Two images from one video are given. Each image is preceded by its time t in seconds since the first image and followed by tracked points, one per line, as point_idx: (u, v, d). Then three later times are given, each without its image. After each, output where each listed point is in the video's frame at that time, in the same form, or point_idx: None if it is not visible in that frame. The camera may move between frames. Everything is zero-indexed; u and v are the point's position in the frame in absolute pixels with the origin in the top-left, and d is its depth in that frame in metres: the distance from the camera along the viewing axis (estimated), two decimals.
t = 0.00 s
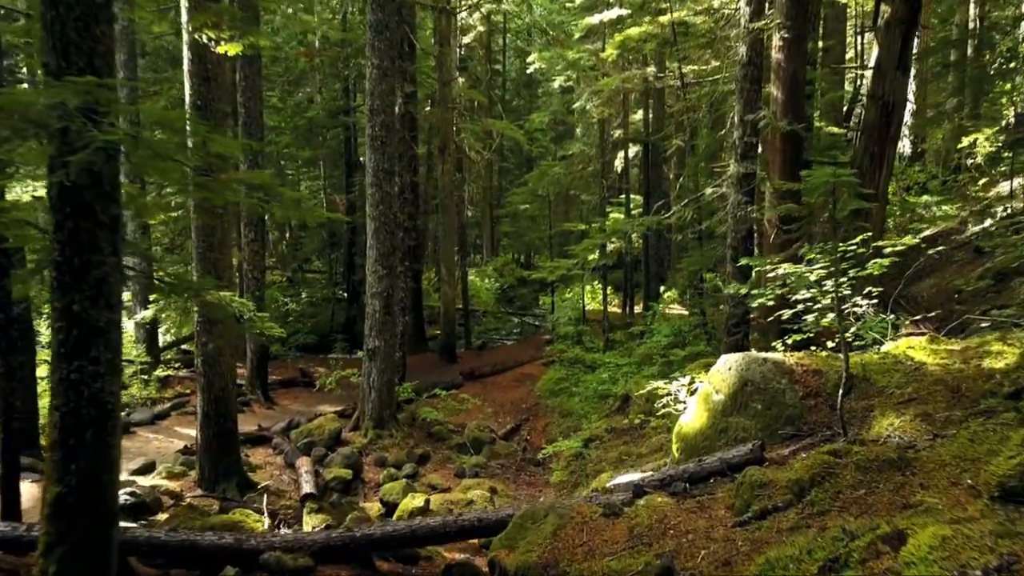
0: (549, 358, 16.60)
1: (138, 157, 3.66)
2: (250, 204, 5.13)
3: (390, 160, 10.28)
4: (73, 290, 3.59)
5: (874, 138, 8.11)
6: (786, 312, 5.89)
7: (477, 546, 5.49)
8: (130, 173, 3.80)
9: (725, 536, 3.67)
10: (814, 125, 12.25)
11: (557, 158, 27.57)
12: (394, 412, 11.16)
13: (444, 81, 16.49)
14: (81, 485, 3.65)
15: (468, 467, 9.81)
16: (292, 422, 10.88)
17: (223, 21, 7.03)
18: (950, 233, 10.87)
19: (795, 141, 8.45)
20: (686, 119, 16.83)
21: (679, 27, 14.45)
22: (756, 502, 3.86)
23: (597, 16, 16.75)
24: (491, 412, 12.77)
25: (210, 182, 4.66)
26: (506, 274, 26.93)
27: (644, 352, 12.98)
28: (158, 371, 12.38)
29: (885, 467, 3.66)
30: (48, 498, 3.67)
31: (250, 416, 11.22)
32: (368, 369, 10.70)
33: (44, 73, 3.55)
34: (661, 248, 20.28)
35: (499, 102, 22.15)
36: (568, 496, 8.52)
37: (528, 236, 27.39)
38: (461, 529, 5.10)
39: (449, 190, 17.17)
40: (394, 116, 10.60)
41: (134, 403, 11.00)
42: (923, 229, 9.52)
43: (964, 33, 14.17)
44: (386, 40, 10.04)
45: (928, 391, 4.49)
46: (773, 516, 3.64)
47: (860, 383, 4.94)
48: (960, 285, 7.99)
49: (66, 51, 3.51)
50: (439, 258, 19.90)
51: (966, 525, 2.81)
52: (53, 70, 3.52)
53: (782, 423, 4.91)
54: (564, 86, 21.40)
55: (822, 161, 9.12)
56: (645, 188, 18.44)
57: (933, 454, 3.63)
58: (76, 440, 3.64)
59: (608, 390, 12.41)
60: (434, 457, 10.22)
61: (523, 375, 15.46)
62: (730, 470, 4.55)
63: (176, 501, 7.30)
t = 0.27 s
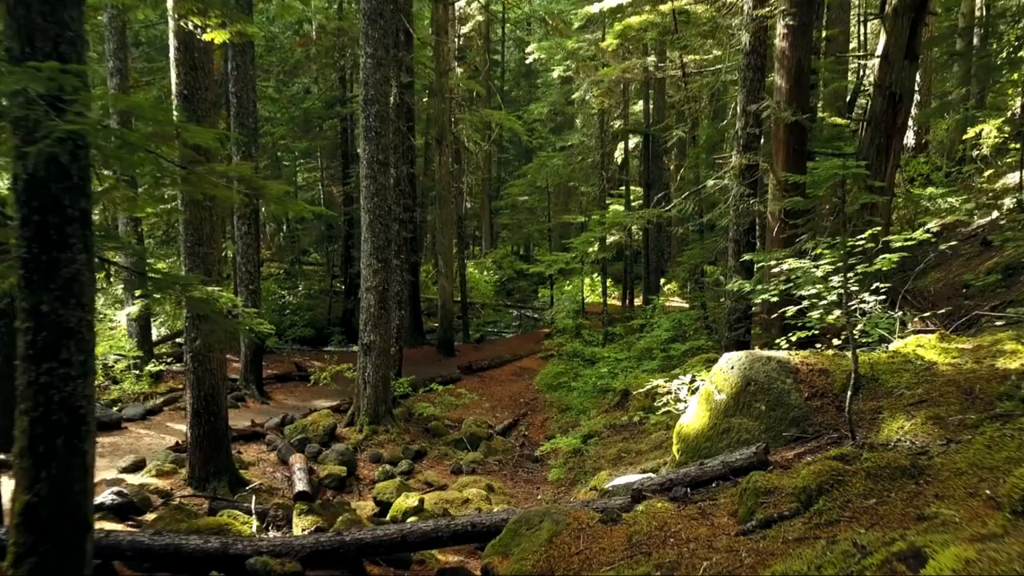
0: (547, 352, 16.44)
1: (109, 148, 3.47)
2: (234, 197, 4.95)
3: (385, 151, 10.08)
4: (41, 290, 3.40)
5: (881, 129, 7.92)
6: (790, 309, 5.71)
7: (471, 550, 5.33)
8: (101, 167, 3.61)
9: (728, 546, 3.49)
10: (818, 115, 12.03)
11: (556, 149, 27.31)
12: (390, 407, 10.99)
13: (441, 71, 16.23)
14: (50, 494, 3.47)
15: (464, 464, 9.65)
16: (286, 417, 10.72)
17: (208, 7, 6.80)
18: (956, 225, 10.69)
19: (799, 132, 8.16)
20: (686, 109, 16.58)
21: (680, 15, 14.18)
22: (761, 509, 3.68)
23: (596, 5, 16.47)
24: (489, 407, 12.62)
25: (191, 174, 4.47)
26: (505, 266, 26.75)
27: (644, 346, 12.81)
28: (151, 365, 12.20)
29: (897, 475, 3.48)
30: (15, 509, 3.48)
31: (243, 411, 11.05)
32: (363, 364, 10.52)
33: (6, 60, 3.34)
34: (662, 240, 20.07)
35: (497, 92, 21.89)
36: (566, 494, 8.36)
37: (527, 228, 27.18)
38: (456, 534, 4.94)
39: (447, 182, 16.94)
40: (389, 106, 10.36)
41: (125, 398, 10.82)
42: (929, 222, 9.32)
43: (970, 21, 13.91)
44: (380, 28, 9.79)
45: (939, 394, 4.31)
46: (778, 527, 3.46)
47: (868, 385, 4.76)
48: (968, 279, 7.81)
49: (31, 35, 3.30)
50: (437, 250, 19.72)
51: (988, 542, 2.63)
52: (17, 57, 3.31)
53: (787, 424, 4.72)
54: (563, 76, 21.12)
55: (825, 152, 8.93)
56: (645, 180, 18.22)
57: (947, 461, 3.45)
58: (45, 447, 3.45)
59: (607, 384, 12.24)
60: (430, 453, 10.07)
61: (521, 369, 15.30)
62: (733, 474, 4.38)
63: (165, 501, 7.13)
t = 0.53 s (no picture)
0: (547, 347, 16.30)
1: (82, 140, 3.30)
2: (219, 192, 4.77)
3: (380, 144, 9.89)
4: (11, 287, 3.22)
5: (886, 121, 7.75)
6: (794, 307, 5.55)
7: (464, 556, 5.17)
8: (74, 161, 3.43)
9: (731, 557, 3.32)
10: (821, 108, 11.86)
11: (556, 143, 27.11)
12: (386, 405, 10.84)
13: (439, 63, 16.02)
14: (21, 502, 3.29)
15: (461, 462, 9.50)
16: (281, 414, 10.58)
17: None
18: (961, 220, 10.52)
19: (803, 124, 7.98)
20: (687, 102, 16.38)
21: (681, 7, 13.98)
22: (766, 519, 3.52)
23: None
24: (487, 403, 12.48)
25: (173, 168, 4.28)
26: (505, 260, 26.59)
27: (643, 342, 12.65)
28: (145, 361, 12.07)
29: (909, 485, 3.32)
30: None
31: (238, 408, 10.91)
32: (358, 361, 10.36)
33: None
34: (662, 234, 19.90)
35: (496, 85, 21.65)
36: (564, 494, 8.21)
37: (527, 222, 27.00)
38: (448, 541, 4.78)
39: (445, 175, 16.76)
40: (385, 98, 10.17)
41: (118, 395, 10.69)
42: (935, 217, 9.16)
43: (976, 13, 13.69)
44: (376, 19, 9.59)
45: (950, 397, 4.15)
46: (784, 538, 3.30)
47: (876, 386, 4.60)
48: (975, 276, 7.65)
49: None
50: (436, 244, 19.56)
51: (1011, 561, 2.47)
52: None
53: (792, 428, 4.56)
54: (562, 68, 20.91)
55: (829, 145, 8.76)
56: (645, 173, 18.03)
57: (962, 470, 3.29)
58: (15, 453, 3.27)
59: (607, 381, 12.10)
60: (427, 452, 9.93)
61: (520, 365, 15.16)
62: (736, 480, 4.22)
63: (155, 502, 6.98)
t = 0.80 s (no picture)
0: (546, 342, 16.14)
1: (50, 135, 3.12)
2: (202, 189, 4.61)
3: (375, 137, 9.70)
4: None
5: (892, 114, 7.56)
6: (799, 305, 5.39)
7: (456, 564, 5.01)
8: (44, 157, 3.25)
9: (735, 571, 3.17)
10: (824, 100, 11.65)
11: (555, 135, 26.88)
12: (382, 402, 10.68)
13: (436, 55, 15.78)
14: None
15: (458, 461, 9.35)
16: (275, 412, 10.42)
17: None
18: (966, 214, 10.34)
19: (807, 117, 7.79)
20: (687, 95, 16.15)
21: None
22: (771, 530, 3.37)
23: None
24: (485, 401, 12.33)
25: (150, 164, 4.11)
26: (503, 254, 26.41)
27: (643, 339, 12.49)
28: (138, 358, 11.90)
29: (922, 496, 3.17)
30: None
31: (231, 407, 10.77)
32: (353, 358, 10.19)
33: None
34: (662, 228, 19.72)
35: (494, 77, 21.42)
36: (562, 494, 8.06)
37: (526, 215, 26.80)
38: (441, 548, 4.61)
39: (443, 169, 16.55)
40: (380, 90, 9.96)
41: (109, 393, 10.53)
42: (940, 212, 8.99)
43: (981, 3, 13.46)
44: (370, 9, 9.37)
45: (962, 401, 3.99)
46: (792, 552, 3.14)
47: (884, 388, 4.44)
48: (982, 272, 7.48)
49: None
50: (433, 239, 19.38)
51: None
52: None
53: (797, 432, 4.39)
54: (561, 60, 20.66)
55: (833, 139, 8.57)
56: (645, 166, 17.82)
57: (979, 482, 3.14)
58: None
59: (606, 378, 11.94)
60: (423, 450, 9.78)
61: (519, 361, 15.00)
62: (738, 487, 4.06)
63: (144, 504, 6.82)
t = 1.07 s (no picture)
0: (545, 338, 15.97)
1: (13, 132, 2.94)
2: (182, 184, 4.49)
3: (370, 130, 9.48)
4: None
5: (899, 107, 7.35)
6: (805, 305, 5.21)
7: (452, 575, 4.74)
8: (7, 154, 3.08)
9: None
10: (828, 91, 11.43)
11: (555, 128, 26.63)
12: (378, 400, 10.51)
13: (434, 46, 15.54)
14: None
15: (454, 461, 9.19)
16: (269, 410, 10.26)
17: None
18: (973, 208, 10.15)
19: (811, 109, 7.59)
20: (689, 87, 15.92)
21: None
22: (778, 545, 3.18)
23: None
24: (483, 398, 12.16)
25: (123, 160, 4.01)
26: (503, 248, 26.22)
27: (643, 335, 12.31)
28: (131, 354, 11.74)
29: (940, 513, 3.00)
30: None
31: (225, 405, 10.60)
32: (348, 355, 10.01)
33: None
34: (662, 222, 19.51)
35: (494, 69, 21.17)
36: (560, 495, 7.90)
37: (525, 209, 26.58)
38: (432, 559, 4.19)
39: (441, 162, 16.33)
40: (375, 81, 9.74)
41: (101, 391, 10.37)
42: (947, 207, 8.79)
43: None
44: None
45: (978, 409, 3.81)
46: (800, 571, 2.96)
47: (895, 393, 4.25)
48: (990, 270, 7.29)
49: None
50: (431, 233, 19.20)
51: None
52: None
53: (804, 438, 4.21)
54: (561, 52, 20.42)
55: (838, 132, 8.37)
56: (646, 159, 17.59)
57: (999, 498, 2.97)
58: None
59: (605, 375, 11.76)
60: (419, 450, 9.62)
61: (518, 357, 14.84)
62: (743, 496, 3.87)
63: (131, 507, 6.66)
